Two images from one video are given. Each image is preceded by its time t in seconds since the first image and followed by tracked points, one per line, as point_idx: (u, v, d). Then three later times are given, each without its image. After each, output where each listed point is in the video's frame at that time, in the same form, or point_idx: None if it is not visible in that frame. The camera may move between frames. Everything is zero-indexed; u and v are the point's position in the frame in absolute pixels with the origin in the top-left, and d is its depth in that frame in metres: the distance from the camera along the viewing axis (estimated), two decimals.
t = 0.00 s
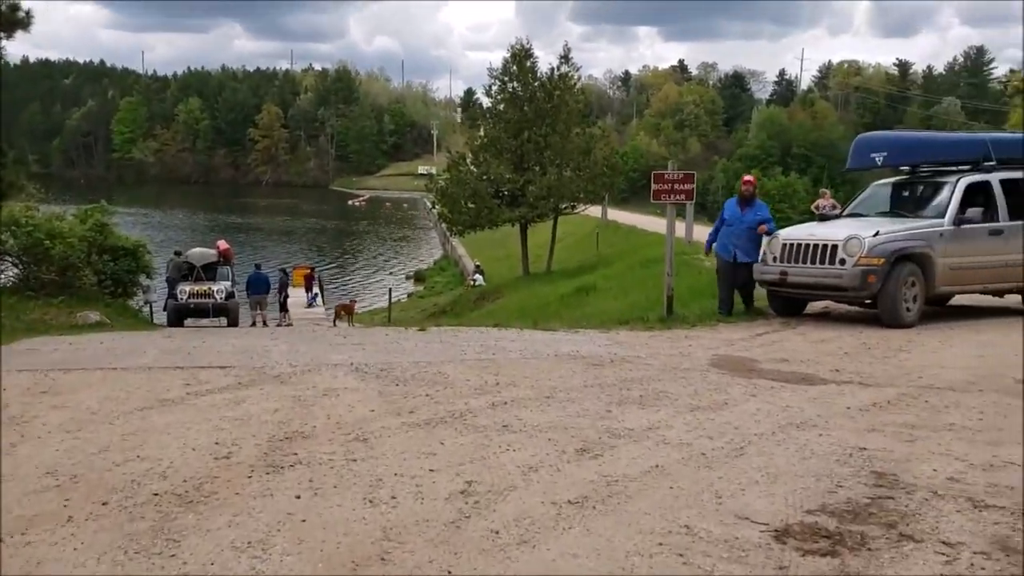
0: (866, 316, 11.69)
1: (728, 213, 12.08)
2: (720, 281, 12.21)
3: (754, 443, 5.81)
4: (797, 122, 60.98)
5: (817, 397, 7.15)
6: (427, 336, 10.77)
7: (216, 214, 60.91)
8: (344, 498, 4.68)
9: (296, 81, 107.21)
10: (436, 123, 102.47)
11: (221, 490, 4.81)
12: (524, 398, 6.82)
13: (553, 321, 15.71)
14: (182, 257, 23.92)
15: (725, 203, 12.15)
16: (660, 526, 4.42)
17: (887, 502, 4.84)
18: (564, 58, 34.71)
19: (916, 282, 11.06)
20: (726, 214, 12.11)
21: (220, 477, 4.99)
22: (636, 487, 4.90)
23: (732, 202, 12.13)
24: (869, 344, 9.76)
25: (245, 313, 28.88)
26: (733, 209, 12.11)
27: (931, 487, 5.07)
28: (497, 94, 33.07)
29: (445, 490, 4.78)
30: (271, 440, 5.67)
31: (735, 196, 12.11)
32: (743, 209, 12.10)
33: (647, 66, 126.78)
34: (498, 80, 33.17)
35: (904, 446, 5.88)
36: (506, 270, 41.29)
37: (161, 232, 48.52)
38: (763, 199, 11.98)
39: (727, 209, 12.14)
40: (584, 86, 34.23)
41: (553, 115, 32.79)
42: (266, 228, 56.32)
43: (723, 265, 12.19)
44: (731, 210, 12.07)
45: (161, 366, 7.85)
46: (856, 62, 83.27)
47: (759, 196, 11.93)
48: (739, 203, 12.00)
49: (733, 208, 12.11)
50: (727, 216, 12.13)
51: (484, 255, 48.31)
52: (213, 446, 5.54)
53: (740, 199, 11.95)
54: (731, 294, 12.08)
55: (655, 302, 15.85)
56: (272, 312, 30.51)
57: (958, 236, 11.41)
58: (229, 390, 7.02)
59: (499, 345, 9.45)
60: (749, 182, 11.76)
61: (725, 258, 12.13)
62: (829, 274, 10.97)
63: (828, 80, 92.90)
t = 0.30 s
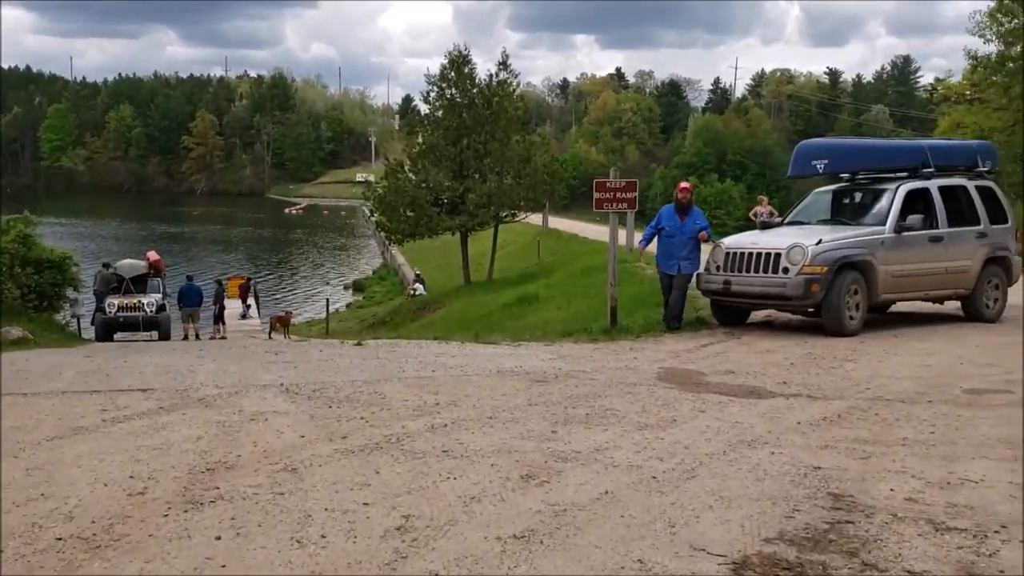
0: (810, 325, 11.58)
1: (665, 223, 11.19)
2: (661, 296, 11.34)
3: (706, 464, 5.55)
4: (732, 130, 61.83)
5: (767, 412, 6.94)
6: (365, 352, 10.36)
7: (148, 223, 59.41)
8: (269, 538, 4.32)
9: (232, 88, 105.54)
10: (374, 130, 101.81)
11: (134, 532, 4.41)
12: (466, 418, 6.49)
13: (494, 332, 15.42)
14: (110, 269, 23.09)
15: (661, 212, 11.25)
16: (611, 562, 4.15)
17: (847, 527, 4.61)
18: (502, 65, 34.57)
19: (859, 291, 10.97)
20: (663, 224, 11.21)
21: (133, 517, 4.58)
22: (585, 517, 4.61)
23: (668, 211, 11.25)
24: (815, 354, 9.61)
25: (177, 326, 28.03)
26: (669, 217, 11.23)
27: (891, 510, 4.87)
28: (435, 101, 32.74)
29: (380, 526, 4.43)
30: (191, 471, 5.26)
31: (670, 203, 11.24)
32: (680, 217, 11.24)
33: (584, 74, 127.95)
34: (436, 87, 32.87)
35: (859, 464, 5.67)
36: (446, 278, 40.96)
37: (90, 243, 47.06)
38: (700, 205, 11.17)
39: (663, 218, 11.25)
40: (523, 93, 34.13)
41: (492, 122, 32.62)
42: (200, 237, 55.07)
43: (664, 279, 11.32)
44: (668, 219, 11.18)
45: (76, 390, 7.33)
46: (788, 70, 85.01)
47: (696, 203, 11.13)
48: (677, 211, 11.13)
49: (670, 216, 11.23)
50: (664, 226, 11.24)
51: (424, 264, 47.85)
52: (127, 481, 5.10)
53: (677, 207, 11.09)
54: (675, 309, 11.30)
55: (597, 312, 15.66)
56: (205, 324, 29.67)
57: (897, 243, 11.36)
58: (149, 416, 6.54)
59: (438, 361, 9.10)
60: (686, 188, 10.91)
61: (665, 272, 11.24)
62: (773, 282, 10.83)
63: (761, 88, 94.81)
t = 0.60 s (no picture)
0: (755, 321, 11.46)
1: (609, 219, 10.92)
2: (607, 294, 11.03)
3: (662, 472, 5.29)
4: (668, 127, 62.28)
5: (721, 413, 6.72)
6: (302, 356, 9.93)
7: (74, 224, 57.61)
8: (195, 569, 3.95)
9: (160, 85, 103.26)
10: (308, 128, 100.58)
11: (44, 566, 4.00)
12: (410, 428, 6.14)
13: (435, 332, 15.05)
14: (32, 272, 22.15)
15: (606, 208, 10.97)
16: None
17: (814, 538, 4.38)
18: (438, 60, 34.24)
19: (803, 287, 10.86)
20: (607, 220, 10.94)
21: (44, 547, 4.16)
22: (540, 534, 4.32)
23: (612, 206, 10.98)
24: (763, 350, 9.46)
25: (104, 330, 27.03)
26: (614, 213, 10.96)
27: (856, 517, 4.66)
28: (370, 96, 32.24)
29: (318, 553, 4.09)
30: (110, 494, 4.84)
31: (614, 199, 10.97)
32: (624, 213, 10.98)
33: (520, 72, 128.21)
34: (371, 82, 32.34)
35: (819, 468, 5.46)
36: (384, 278, 40.42)
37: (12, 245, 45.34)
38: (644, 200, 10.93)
39: (608, 214, 10.98)
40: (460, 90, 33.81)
41: (429, 118, 32.28)
42: (129, 238, 53.56)
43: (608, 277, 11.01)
44: (612, 215, 10.91)
45: None
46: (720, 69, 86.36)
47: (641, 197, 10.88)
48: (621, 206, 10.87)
49: (614, 212, 10.96)
50: (608, 222, 10.96)
51: (362, 264, 47.20)
52: (37, 506, 4.65)
53: (621, 201, 10.83)
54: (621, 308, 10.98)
55: (540, 311, 15.42)
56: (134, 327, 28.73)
57: (841, 238, 11.27)
58: (65, 432, 6.06)
59: (378, 365, 8.73)
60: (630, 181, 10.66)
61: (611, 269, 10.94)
62: (718, 279, 10.66)
63: (693, 86, 96.34)
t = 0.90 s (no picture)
0: (691, 322, 11.33)
1: (544, 219, 10.50)
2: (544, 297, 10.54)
3: (609, 489, 5.03)
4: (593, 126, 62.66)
5: (664, 421, 6.50)
6: (224, 367, 9.44)
7: None
8: None
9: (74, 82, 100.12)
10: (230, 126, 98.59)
11: None
12: (340, 449, 5.78)
13: (364, 338, 14.63)
14: None
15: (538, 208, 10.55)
16: None
17: (771, 559, 4.18)
18: (362, 57, 33.73)
19: (740, 287, 10.72)
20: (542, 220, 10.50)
21: None
22: (483, 566, 4.06)
23: (545, 206, 10.57)
24: (701, 352, 9.30)
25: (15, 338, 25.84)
26: (548, 212, 10.56)
27: (813, 533, 4.48)
28: (293, 94, 31.59)
29: None
30: (8, 532, 4.40)
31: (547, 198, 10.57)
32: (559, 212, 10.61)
33: (445, 68, 127.83)
34: (294, 80, 31.79)
35: (770, 479, 5.27)
36: (311, 279, 39.66)
37: None
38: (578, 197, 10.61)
39: (541, 214, 10.56)
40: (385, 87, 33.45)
41: (354, 115, 31.76)
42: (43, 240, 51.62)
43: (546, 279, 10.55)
44: (548, 213, 10.50)
45: None
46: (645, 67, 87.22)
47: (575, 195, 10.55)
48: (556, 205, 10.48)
49: (548, 212, 10.55)
50: (542, 222, 10.54)
51: (287, 265, 46.31)
52: None
53: (557, 199, 10.44)
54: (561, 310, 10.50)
55: (472, 314, 15.11)
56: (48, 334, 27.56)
57: (774, 237, 11.13)
58: None
59: (307, 376, 8.32)
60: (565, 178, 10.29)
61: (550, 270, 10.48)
62: (654, 280, 10.47)
63: (619, 84, 97.21)
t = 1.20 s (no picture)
0: (683, 321, 11.04)
1: (528, 219, 9.97)
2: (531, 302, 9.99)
3: (603, 504, 4.72)
4: (580, 124, 62.47)
5: (657, 427, 6.19)
6: (200, 371, 9.08)
7: None
8: None
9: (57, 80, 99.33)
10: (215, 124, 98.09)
11: None
12: (316, 461, 5.45)
13: (347, 339, 14.27)
14: None
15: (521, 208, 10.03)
16: None
17: None
18: (346, 53, 33.35)
19: (733, 285, 10.41)
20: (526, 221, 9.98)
21: None
22: None
23: (528, 206, 10.05)
24: (695, 353, 8.99)
25: None
26: (531, 212, 10.04)
27: (821, 552, 4.20)
28: (276, 91, 31.19)
29: None
30: None
31: (530, 197, 10.06)
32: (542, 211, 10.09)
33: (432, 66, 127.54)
34: (276, 77, 31.27)
35: (772, 491, 4.98)
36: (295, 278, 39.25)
37: None
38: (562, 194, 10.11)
39: (524, 214, 10.04)
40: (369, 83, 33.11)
41: (338, 112, 31.39)
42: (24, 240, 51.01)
43: (533, 282, 10.01)
44: (531, 213, 9.98)
45: None
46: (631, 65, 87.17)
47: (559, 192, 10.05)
48: (540, 204, 9.97)
49: (531, 211, 10.03)
50: (526, 223, 10.01)
51: (272, 264, 45.86)
52: None
53: (540, 198, 9.93)
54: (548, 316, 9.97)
55: (458, 314, 14.78)
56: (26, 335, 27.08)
57: (767, 234, 10.83)
58: None
59: (284, 381, 7.98)
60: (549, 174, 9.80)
61: (536, 272, 9.94)
62: (645, 279, 10.17)
63: (605, 82, 97.20)
